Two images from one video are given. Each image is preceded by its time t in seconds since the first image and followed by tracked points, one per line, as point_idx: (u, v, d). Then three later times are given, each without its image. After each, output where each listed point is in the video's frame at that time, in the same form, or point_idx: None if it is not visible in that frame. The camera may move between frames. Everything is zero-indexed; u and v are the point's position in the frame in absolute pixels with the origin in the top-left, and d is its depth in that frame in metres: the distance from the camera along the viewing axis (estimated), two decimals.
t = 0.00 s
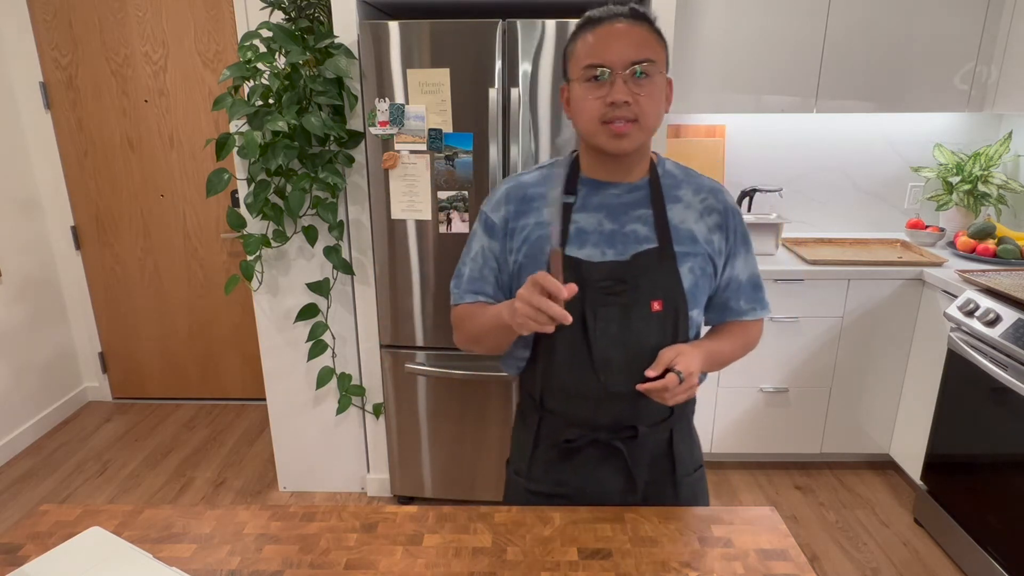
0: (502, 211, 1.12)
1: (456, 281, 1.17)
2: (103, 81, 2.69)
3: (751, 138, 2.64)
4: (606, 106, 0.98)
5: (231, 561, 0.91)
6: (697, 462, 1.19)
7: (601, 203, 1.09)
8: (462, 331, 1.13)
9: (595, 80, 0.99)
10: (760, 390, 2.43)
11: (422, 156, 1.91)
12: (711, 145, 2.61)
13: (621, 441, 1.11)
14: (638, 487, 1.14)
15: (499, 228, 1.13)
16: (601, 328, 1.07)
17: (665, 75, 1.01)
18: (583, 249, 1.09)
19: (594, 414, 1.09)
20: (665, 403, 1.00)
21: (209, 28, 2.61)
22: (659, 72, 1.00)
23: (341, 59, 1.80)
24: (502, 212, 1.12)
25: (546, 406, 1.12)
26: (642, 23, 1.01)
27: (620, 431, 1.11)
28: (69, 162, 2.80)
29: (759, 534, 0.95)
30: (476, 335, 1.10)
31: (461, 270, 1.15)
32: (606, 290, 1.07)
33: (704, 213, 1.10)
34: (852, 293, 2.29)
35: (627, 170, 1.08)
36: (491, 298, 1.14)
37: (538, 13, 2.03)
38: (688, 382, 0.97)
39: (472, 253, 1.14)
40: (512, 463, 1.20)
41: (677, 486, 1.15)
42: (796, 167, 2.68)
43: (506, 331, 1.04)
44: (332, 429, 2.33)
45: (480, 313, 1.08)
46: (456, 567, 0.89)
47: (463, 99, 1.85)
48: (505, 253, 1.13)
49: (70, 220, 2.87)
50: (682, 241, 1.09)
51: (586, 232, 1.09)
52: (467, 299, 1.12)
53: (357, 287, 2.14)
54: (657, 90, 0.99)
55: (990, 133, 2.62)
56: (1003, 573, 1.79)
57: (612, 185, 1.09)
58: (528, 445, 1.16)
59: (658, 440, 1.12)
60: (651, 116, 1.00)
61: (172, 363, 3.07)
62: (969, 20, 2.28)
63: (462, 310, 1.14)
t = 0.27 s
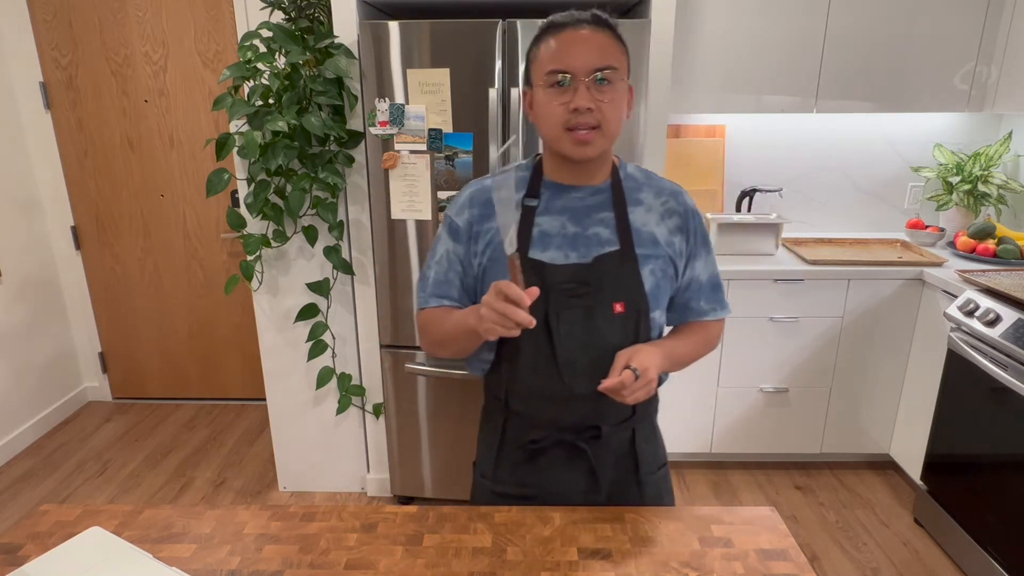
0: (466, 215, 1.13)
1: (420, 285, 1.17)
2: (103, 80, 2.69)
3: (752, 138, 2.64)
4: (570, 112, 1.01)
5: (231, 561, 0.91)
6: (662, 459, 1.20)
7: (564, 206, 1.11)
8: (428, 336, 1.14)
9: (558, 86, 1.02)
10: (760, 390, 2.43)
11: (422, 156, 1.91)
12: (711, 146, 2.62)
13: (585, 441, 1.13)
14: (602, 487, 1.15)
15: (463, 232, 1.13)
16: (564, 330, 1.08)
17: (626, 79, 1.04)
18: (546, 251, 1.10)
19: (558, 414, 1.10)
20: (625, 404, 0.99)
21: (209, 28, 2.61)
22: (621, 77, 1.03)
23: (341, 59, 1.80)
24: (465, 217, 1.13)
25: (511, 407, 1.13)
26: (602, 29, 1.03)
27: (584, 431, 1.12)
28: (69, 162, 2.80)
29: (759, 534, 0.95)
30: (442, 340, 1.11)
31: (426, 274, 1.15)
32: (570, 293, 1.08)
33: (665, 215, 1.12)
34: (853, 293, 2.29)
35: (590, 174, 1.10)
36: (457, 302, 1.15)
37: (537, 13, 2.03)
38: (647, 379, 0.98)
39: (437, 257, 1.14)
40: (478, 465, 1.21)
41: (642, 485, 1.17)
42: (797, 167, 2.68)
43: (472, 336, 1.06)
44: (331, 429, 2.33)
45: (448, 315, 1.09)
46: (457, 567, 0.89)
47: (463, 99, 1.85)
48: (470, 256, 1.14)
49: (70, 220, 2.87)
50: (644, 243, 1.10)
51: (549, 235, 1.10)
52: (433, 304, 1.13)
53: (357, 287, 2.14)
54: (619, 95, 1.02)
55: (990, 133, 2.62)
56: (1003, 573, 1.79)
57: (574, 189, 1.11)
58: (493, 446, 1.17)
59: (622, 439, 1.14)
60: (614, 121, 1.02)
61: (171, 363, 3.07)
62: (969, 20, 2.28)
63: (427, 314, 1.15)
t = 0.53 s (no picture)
0: (441, 219, 1.13)
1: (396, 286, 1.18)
2: (103, 81, 2.69)
3: (752, 137, 2.64)
4: (545, 115, 1.01)
5: (231, 561, 0.91)
6: (638, 456, 1.22)
7: (539, 208, 1.11)
8: (405, 338, 1.15)
9: (531, 90, 1.02)
10: (760, 390, 2.43)
11: (422, 156, 1.91)
12: (711, 146, 2.61)
13: (563, 441, 1.14)
14: (579, 485, 1.16)
15: (438, 235, 1.14)
16: (540, 332, 1.09)
17: (598, 81, 1.05)
18: (521, 254, 1.11)
19: (535, 415, 1.11)
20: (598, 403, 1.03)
21: (209, 28, 2.61)
22: (593, 80, 1.04)
23: (341, 59, 1.80)
24: (440, 220, 1.13)
25: (487, 409, 1.14)
26: (573, 32, 1.04)
27: (561, 432, 1.13)
28: (69, 162, 2.80)
29: (759, 534, 0.95)
30: (421, 342, 1.12)
31: (401, 278, 1.16)
32: (546, 295, 1.09)
33: (638, 216, 1.13)
34: (853, 293, 2.29)
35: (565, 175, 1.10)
36: (433, 305, 1.16)
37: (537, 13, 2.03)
38: (618, 380, 1.01)
39: (412, 260, 1.15)
40: (457, 466, 1.22)
41: (619, 483, 1.18)
42: (797, 167, 2.68)
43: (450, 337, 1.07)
44: (331, 429, 2.33)
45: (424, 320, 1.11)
46: (457, 567, 0.89)
47: (463, 99, 1.85)
48: (446, 259, 1.15)
49: (70, 220, 2.87)
50: (618, 244, 1.12)
51: (523, 238, 1.11)
52: (409, 307, 1.14)
53: (357, 287, 2.14)
54: (592, 98, 1.03)
55: (990, 133, 2.62)
56: (1003, 573, 1.79)
57: (548, 192, 1.11)
58: (472, 448, 1.18)
59: (599, 437, 1.15)
60: (588, 123, 1.03)
61: (171, 363, 3.07)
62: (969, 20, 2.28)
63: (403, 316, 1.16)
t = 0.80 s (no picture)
0: (429, 223, 1.13)
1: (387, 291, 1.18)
2: (103, 81, 2.69)
3: (752, 137, 2.64)
4: (527, 119, 1.01)
5: (231, 562, 0.91)
6: (631, 452, 1.22)
7: (527, 209, 1.11)
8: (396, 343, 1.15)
9: (512, 94, 1.02)
10: (760, 390, 2.43)
11: (422, 156, 1.91)
12: (711, 146, 2.61)
13: (556, 441, 1.14)
14: (574, 485, 1.16)
15: (427, 239, 1.14)
16: (531, 334, 1.09)
17: (579, 82, 1.05)
18: (511, 256, 1.10)
19: (527, 415, 1.12)
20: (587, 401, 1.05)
21: (209, 28, 2.61)
22: (574, 81, 1.04)
23: (341, 59, 1.80)
24: (428, 224, 1.13)
25: (480, 411, 1.15)
26: (553, 33, 1.03)
27: (554, 432, 1.14)
28: (69, 162, 2.80)
29: (759, 534, 0.95)
30: (410, 347, 1.12)
31: (391, 283, 1.16)
32: (536, 297, 1.09)
33: (626, 215, 1.14)
34: (853, 293, 2.29)
35: (551, 177, 1.11)
36: (422, 309, 1.16)
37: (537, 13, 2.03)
38: (605, 379, 1.03)
39: (401, 265, 1.15)
40: (451, 467, 1.22)
41: (612, 480, 1.18)
42: (798, 167, 2.68)
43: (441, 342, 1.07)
44: (331, 429, 2.33)
45: (414, 321, 1.11)
46: (457, 567, 0.89)
47: (463, 99, 1.85)
48: (435, 263, 1.15)
49: (71, 220, 2.87)
50: (608, 243, 1.12)
51: (512, 240, 1.11)
52: (399, 311, 1.14)
53: (357, 287, 2.14)
54: (574, 99, 1.03)
55: (990, 133, 2.62)
56: (1003, 573, 1.79)
57: (535, 194, 1.11)
58: (465, 450, 1.17)
59: (592, 437, 1.15)
60: (571, 125, 1.03)
61: (171, 363, 3.07)
62: (969, 19, 2.28)
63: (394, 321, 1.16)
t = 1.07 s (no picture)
0: (424, 227, 1.13)
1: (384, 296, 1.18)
2: (103, 80, 2.69)
3: (752, 137, 2.64)
4: (516, 125, 1.01)
5: (231, 562, 0.91)
6: (631, 449, 1.22)
7: (522, 212, 1.11)
8: (395, 348, 1.15)
9: (501, 99, 1.02)
10: (760, 390, 2.43)
11: (422, 156, 1.91)
12: (711, 146, 2.61)
13: (556, 443, 1.14)
14: (574, 485, 1.16)
15: (423, 244, 1.13)
16: (528, 337, 1.09)
17: (570, 83, 1.05)
18: (507, 260, 1.10)
19: (527, 417, 1.12)
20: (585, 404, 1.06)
21: (209, 28, 2.61)
22: (564, 83, 1.03)
23: (341, 59, 1.80)
24: (424, 229, 1.12)
25: (480, 415, 1.15)
26: (541, 34, 1.02)
27: (553, 434, 1.14)
28: (69, 162, 2.80)
29: (759, 534, 0.95)
30: (409, 353, 1.13)
31: (388, 287, 1.16)
32: (533, 300, 1.09)
33: (622, 214, 1.14)
34: (853, 293, 2.29)
35: (544, 179, 1.11)
36: (421, 313, 1.16)
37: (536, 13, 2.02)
38: (603, 381, 1.03)
39: (398, 270, 1.14)
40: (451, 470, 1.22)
41: (613, 478, 1.18)
42: (798, 167, 2.68)
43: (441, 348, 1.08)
44: (331, 429, 2.33)
45: (412, 329, 1.11)
46: (456, 567, 0.89)
47: (463, 99, 1.85)
48: (432, 267, 1.14)
49: (71, 220, 2.87)
50: (604, 244, 1.12)
51: (508, 244, 1.11)
52: (398, 316, 1.14)
53: (357, 287, 2.14)
54: (563, 102, 1.03)
55: (990, 133, 2.62)
56: (1003, 573, 1.79)
57: (530, 195, 1.11)
58: (465, 453, 1.18)
59: (591, 437, 1.15)
60: (561, 129, 1.03)
61: (171, 363, 3.07)
62: (969, 19, 2.28)
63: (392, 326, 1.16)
